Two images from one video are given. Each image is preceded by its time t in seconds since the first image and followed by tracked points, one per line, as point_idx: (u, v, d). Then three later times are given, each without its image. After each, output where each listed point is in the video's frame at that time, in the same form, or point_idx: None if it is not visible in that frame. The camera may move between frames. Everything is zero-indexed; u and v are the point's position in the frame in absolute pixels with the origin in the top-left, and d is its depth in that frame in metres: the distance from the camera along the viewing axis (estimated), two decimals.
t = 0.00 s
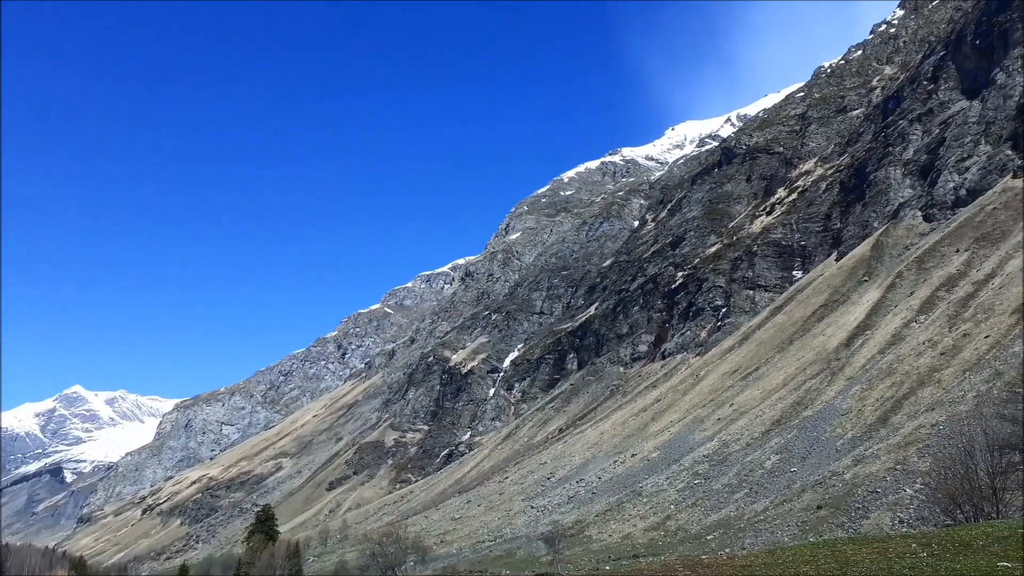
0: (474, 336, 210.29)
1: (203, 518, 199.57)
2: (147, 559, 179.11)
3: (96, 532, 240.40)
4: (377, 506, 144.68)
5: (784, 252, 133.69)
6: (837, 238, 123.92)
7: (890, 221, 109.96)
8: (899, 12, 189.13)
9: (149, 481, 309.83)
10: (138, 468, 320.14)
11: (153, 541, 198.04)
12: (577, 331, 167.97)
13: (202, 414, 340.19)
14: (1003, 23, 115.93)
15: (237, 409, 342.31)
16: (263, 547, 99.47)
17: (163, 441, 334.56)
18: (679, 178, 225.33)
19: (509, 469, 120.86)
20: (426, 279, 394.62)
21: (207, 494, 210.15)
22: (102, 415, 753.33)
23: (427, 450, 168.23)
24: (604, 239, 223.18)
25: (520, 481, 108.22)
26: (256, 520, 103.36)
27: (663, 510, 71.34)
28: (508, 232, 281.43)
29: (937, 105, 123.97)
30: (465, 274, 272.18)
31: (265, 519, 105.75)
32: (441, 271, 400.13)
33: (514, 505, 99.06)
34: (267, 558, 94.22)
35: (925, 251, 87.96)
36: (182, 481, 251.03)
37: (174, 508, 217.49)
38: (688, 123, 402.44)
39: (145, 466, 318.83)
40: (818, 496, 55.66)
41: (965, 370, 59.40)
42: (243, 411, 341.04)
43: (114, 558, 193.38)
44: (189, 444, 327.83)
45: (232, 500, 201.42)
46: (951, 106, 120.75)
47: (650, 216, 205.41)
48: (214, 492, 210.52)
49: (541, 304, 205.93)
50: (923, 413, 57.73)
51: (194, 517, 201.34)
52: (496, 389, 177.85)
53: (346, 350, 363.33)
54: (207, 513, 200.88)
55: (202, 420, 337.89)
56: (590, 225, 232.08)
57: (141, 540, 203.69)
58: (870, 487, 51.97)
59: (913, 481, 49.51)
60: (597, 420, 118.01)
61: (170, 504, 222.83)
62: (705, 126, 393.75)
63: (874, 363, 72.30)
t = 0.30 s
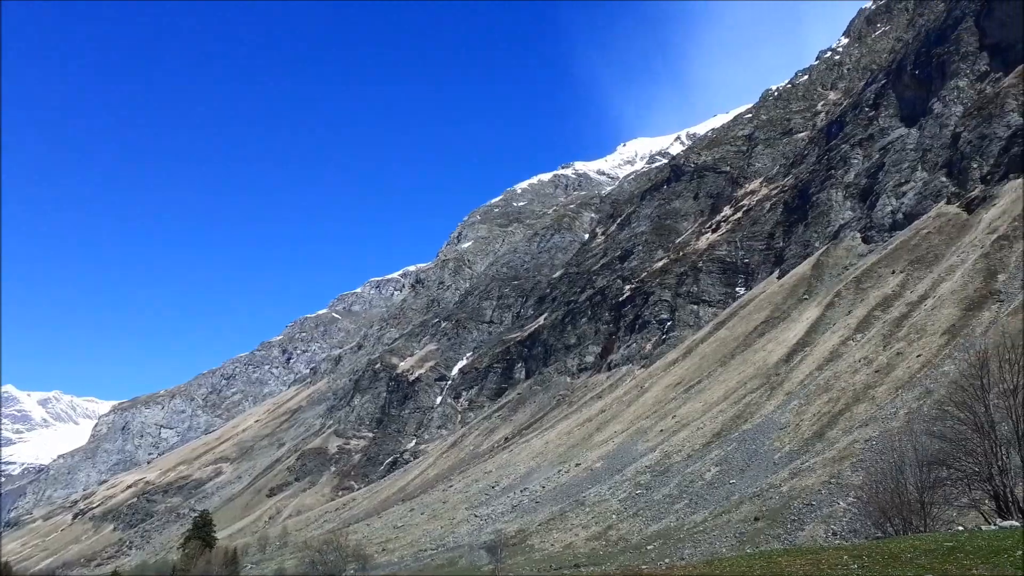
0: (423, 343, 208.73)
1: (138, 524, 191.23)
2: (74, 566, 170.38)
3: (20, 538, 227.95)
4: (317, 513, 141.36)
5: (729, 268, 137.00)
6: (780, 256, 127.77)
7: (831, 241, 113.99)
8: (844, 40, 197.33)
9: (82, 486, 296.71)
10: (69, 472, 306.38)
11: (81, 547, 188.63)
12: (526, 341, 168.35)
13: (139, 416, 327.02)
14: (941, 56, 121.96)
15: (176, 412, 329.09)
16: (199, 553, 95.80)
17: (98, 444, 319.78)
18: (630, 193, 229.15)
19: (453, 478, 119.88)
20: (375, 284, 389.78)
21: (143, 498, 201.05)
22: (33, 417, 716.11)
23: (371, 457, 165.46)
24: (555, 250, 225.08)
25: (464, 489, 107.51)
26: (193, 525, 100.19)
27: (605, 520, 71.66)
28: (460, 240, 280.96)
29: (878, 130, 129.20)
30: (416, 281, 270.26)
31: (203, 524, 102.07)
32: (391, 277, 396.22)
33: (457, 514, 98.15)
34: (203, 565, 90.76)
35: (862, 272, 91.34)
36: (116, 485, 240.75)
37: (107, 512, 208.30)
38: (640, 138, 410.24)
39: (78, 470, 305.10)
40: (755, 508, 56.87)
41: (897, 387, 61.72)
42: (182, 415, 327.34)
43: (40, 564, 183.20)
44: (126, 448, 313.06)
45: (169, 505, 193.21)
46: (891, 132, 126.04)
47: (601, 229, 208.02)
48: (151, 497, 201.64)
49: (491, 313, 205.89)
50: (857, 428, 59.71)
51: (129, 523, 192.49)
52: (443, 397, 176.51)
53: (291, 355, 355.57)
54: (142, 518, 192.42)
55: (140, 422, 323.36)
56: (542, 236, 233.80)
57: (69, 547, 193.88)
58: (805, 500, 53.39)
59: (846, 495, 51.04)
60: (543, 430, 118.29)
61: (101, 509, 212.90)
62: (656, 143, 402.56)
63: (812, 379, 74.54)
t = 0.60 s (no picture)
0: (375, 349, 206.13)
1: (76, 531, 182.29)
2: None
3: None
4: (264, 521, 137.50)
5: (680, 279, 139.24)
6: (730, 268, 130.64)
7: (780, 254, 116.96)
8: (793, 59, 204.09)
9: (17, 492, 283.09)
10: (3, 478, 292.17)
11: (17, 556, 179.30)
12: (480, 348, 167.76)
13: (81, 420, 313.10)
14: (887, 77, 127.06)
15: (119, 416, 316.70)
16: (140, 562, 91.67)
17: (36, 448, 304.90)
18: (585, 202, 231.60)
19: (404, 485, 118.27)
20: (328, 288, 383.73)
21: (82, 505, 190.99)
22: None
23: (320, 464, 161.95)
24: (510, 257, 225.53)
25: (414, 497, 106.11)
26: (135, 533, 95.97)
27: (555, 528, 71.38)
28: (415, 245, 279.08)
29: (826, 147, 133.36)
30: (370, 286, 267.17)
31: (146, 531, 97.82)
32: (344, 281, 390.75)
33: (407, 522, 96.64)
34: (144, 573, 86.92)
35: (810, 284, 93.92)
36: (54, 492, 229.77)
37: (43, 519, 198.47)
38: (595, 149, 415.80)
39: (14, 475, 291.32)
40: (703, 516, 57.58)
41: (842, 398, 63.41)
42: (126, 419, 314.93)
43: None
44: (65, 453, 298.85)
45: (110, 512, 184.90)
46: (838, 149, 130.31)
47: (556, 238, 209.41)
48: (90, 504, 191.61)
49: (445, 320, 204.78)
50: (803, 438, 61.12)
51: (67, 531, 182.96)
52: (395, 404, 174.21)
53: (239, 359, 346.39)
54: (81, 526, 183.13)
55: (81, 426, 310.43)
56: (498, 244, 234.20)
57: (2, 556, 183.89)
58: (751, 509, 54.31)
59: (791, 504, 52.08)
60: (495, 437, 117.79)
61: (39, 516, 202.56)
62: (612, 153, 408.69)
63: (760, 389, 76.09)
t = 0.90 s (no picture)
0: (335, 357, 203.38)
1: (20, 544, 174.30)
2: None
3: None
4: (220, 531, 133.62)
5: (641, 289, 140.75)
6: (690, 279, 132.69)
7: (739, 266, 119.22)
8: (753, 76, 209.42)
9: None
10: None
11: None
12: (442, 357, 166.72)
13: (30, 430, 299.80)
14: (844, 95, 131.13)
15: (70, 425, 304.32)
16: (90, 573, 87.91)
17: None
18: (549, 213, 232.99)
19: (363, 496, 116.46)
20: (288, 296, 377.79)
21: (28, 517, 183.23)
22: None
23: (277, 474, 158.34)
24: (474, 266, 225.39)
25: (373, 508, 104.59)
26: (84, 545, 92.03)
27: (515, 538, 70.87)
28: (378, 253, 276.88)
29: (784, 162, 136.68)
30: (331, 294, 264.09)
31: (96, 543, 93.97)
32: (304, 289, 385.13)
33: (365, 532, 95.04)
34: None
35: (767, 296, 95.84)
36: None
37: None
38: (559, 160, 419.67)
39: None
40: (662, 524, 57.96)
41: (798, 408, 64.66)
42: (77, 429, 302.92)
43: None
44: (11, 463, 286.52)
45: (59, 523, 177.26)
46: (796, 164, 133.69)
47: (520, 248, 210.03)
48: (37, 515, 184.13)
49: (408, 329, 203.26)
50: (760, 447, 62.10)
51: (11, 544, 174.96)
52: (354, 413, 171.70)
53: (195, 367, 337.91)
54: (26, 539, 175.30)
55: (29, 436, 297.41)
56: (462, 253, 234.06)
57: None
58: (709, 517, 54.88)
59: (748, 512, 52.77)
60: (457, 447, 116.90)
61: None
62: (575, 165, 413.02)
63: (718, 399, 77.19)
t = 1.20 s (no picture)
0: (287, 358, 199.41)
1: None
2: None
3: None
4: (166, 535, 129.19)
5: (596, 292, 141.93)
6: (645, 283, 134.45)
7: (692, 270, 121.27)
8: (708, 83, 213.74)
9: None
10: None
11: None
12: (397, 358, 165.10)
13: None
14: (796, 104, 134.82)
15: (9, 425, 284.42)
16: None
17: None
18: (506, 215, 233.17)
19: (314, 498, 114.34)
20: (239, 295, 369.24)
21: None
22: None
23: (226, 476, 154.18)
24: (430, 267, 224.04)
25: (325, 510, 102.83)
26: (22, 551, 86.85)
27: (468, 540, 70.39)
28: (332, 252, 272.70)
29: (737, 168, 139.63)
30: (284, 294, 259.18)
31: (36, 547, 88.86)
32: (256, 288, 377.05)
33: (317, 535, 93.24)
34: None
35: (719, 300, 97.66)
36: None
37: None
38: (516, 163, 421.05)
39: None
40: (614, 526, 58.40)
41: (748, 410, 65.98)
42: (16, 428, 283.50)
43: None
44: None
45: None
46: (749, 171, 136.73)
47: (477, 250, 209.64)
48: None
49: (362, 329, 200.71)
50: (710, 449, 63.17)
51: None
52: (306, 414, 168.60)
53: (142, 367, 326.78)
54: None
55: None
56: (418, 253, 232.43)
57: None
58: (661, 518, 55.55)
59: (698, 513, 53.56)
60: (410, 449, 115.88)
61: None
62: (533, 167, 415.13)
63: (671, 401, 78.25)
